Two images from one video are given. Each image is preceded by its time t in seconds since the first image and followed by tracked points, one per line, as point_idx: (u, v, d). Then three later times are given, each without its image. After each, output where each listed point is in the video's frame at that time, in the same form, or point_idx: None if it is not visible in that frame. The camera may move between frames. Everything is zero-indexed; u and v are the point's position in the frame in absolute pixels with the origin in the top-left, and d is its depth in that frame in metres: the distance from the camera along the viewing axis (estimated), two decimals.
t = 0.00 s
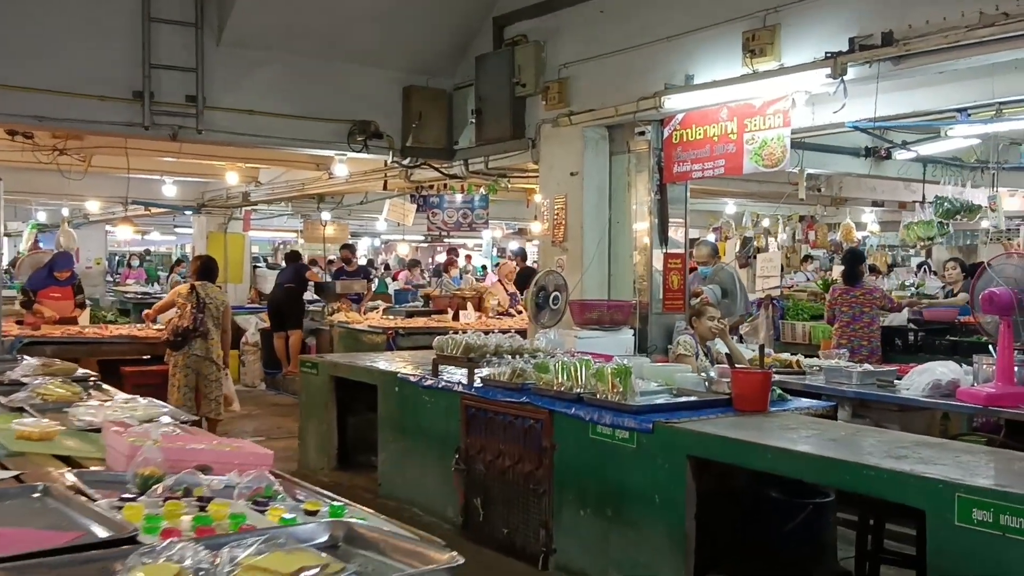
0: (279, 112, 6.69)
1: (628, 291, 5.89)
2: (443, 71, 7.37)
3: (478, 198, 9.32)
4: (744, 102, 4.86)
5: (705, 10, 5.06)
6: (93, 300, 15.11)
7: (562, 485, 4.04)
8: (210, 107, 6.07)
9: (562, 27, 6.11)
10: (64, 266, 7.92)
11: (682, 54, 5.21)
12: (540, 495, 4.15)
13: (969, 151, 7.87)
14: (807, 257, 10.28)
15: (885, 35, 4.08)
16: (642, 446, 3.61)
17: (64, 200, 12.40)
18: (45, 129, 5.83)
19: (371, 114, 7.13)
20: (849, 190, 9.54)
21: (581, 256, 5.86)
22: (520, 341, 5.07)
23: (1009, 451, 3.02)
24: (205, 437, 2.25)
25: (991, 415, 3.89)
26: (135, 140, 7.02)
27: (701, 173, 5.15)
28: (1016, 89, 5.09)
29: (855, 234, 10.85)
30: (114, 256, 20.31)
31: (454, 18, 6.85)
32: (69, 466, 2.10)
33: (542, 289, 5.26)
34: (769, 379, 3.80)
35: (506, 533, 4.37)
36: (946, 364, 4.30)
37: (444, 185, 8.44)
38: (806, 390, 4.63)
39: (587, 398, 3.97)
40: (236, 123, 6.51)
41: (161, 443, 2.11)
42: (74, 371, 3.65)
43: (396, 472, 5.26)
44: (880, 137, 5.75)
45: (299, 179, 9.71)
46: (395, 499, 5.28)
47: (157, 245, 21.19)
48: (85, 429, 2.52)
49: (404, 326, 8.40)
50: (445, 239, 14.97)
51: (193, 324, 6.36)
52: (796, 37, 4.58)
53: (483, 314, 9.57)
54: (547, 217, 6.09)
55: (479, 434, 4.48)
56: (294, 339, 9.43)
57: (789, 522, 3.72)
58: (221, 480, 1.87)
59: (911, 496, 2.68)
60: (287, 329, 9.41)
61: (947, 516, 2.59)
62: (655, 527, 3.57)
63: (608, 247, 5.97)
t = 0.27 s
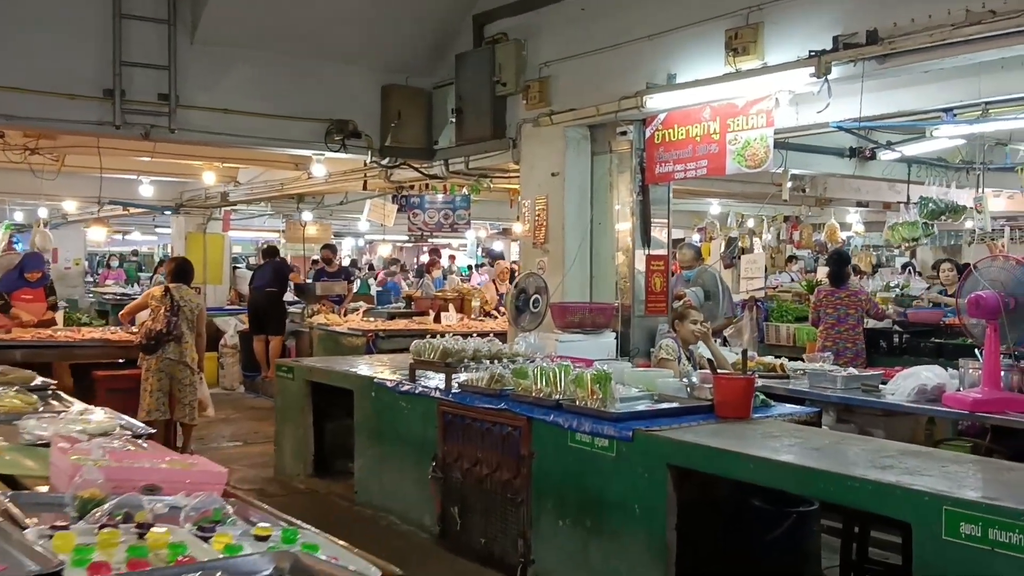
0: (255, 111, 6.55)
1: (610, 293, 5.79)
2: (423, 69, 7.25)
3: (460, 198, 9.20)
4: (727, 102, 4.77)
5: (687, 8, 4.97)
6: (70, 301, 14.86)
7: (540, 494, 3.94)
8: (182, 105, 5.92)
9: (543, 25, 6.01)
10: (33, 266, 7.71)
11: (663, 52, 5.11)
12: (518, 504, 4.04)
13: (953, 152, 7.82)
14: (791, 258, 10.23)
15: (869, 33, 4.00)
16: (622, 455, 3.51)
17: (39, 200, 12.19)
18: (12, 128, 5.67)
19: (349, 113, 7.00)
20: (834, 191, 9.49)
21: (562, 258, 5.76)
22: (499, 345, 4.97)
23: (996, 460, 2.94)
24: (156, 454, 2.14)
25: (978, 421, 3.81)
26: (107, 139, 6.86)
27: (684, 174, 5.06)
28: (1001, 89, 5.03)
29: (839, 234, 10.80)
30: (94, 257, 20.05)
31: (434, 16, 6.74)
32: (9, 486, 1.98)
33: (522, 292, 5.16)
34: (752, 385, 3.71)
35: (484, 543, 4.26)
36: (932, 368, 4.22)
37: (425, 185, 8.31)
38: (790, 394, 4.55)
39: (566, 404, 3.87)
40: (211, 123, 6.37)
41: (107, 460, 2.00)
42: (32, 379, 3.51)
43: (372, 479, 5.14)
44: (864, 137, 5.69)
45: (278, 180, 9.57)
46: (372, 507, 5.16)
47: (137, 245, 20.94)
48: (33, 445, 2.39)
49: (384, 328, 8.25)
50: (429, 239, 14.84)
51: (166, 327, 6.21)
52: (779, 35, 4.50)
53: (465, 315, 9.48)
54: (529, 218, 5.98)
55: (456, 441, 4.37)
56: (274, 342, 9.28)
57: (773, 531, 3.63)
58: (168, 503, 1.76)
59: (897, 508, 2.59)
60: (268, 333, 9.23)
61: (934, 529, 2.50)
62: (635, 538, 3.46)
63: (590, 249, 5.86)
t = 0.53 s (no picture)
0: (234, 109, 6.43)
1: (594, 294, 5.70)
2: (406, 66, 7.15)
3: (445, 197, 9.09)
4: (712, 99, 4.70)
5: (673, 4, 4.90)
6: (51, 301, 14.66)
7: (522, 500, 3.85)
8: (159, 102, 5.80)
9: (527, 22, 5.92)
10: (9, 267, 7.83)
11: (649, 49, 5.03)
12: (499, 510, 3.95)
13: (940, 151, 7.79)
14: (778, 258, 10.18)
15: (857, 29, 3.93)
16: (605, 460, 3.43)
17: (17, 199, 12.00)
18: None
19: (330, 111, 6.89)
20: (820, 190, 9.44)
21: (546, 258, 5.67)
22: (481, 346, 4.88)
23: (986, 464, 2.87)
24: (112, 466, 2.04)
25: (967, 423, 3.75)
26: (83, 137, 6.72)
27: (669, 173, 4.98)
28: (988, 88, 4.98)
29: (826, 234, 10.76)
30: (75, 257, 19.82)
31: (417, 13, 6.64)
32: None
33: (506, 292, 5.07)
34: (738, 388, 3.63)
35: (465, 549, 4.17)
36: (920, 369, 4.16)
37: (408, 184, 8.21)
38: (777, 396, 4.47)
39: (549, 408, 3.78)
40: (188, 120, 6.25)
41: (58, 473, 1.90)
42: None
43: (352, 483, 5.03)
44: (851, 136, 5.64)
45: (260, 178, 9.46)
46: (352, 512, 5.06)
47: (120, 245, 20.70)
48: None
49: (367, 329, 8.15)
50: (414, 239, 14.73)
51: (144, 328, 6.07)
52: (765, 32, 4.43)
53: (450, 315, 9.39)
54: (513, 218, 5.89)
55: (436, 445, 4.27)
56: (257, 343, 9.15)
57: (759, 537, 3.55)
58: (117, 518, 1.67)
59: (886, 516, 2.52)
60: (252, 334, 9.10)
61: (924, 538, 2.43)
62: (618, 546, 3.38)
63: (575, 248, 5.78)
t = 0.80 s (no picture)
0: (214, 105, 6.30)
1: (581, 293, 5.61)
2: (390, 61, 7.04)
3: (431, 195, 8.98)
4: (700, 95, 4.61)
5: None
6: (33, 301, 14.44)
7: (505, 504, 3.75)
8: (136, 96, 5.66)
9: (513, 17, 5.82)
10: None
11: (636, 44, 4.94)
12: (482, 514, 3.84)
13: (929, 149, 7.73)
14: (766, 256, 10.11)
15: (847, 23, 3.85)
16: (590, 463, 3.33)
17: None
18: None
19: (314, 107, 6.77)
20: (809, 188, 9.38)
21: (531, 256, 5.57)
22: (464, 346, 4.78)
23: (981, 467, 2.80)
24: (64, 475, 1.93)
25: (958, 425, 3.68)
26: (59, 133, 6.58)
27: (655, 169, 4.89)
28: (979, 83, 4.92)
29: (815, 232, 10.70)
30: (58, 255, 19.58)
31: (401, 7, 6.53)
32: None
33: (490, 291, 4.97)
34: (726, 389, 3.54)
35: (448, 555, 4.07)
36: (911, 370, 4.09)
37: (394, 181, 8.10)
38: (766, 397, 4.39)
39: (532, 410, 3.69)
40: (168, 116, 6.11)
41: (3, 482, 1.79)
42: None
43: (333, 486, 4.92)
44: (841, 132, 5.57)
45: (243, 176, 9.34)
46: (333, 516, 4.95)
47: (104, 244, 20.48)
48: None
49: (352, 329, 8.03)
50: (401, 237, 14.60)
51: (121, 328, 5.95)
52: (753, 26, 4.35)
53: (436, 315, 9.29)
54: (498, 215, 5.78)
55: (418, 448, 4.17)
56: (240, 343, 9.02)
57: (749, 541, 3.46)
58: (60, 536, 1.58)
59: (878, 522, 2.43)
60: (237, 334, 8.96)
61: (918, 545, 2.34)
62: (604, 552, 3.28)
63: (561, 246, 5.67)
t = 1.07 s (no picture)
0: (196, 100, 6.15)
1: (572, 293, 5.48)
2: (377, 56, 6.89)
3: (419, 193, 8.82)
4: (694, 90, 4.49)
5: None
6: (16, 301, 14.22)
7: (492, 512, 3.62)
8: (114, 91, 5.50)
9: (502, 10, 5.69)
10: None
11: (628, 38, 4.81)
12: (469, 523, 3.71)
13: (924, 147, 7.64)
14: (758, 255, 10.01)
15: (845, 14, 3.72)
16: (580, 471, 3.20)
17: None
18: None
19: (298, 103, 6.62)
20: (802, 187, 9.28)
21: (521, 255, 5.44)
22: (452, 348, 4.64)
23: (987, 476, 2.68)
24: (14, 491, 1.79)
25: (959, 429, 3.57)
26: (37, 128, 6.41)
27: (647, 166, 4.76)
28: (978, 79, 4.82)
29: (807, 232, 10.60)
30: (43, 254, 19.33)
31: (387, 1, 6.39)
32: None
33: (478, 292, 4.83)
34: (722, 394, 3.41)
35: (433, 565, 3.93)
36: (911, 373, 3.98)
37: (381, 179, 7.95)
38: (762, 400, 4.27)
39: (521, 415, 3.56)
40: (147, 111, 5.95)
41: None
42: None
43: (316, 493, 4.78)
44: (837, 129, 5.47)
45: (228, 173, 9.19)
46: (316, 522, 4.80)
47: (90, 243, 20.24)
48: None
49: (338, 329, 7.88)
50: (390, 237, 14.45)
51: (100, 331, 5.79)
52: (748, 19, 4.23)
53: (425, 315, 9.17)
54: (487, 214, 5.65)
55: (403, 454, 4.03)
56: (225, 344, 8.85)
57: (745, 552, 3.34)
58: None
59: (882, 535, 2.31)
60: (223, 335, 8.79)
61: (926, 560, 2.22)
62: (594, 564, 3.15)
63: (551, 245, 5.54)
